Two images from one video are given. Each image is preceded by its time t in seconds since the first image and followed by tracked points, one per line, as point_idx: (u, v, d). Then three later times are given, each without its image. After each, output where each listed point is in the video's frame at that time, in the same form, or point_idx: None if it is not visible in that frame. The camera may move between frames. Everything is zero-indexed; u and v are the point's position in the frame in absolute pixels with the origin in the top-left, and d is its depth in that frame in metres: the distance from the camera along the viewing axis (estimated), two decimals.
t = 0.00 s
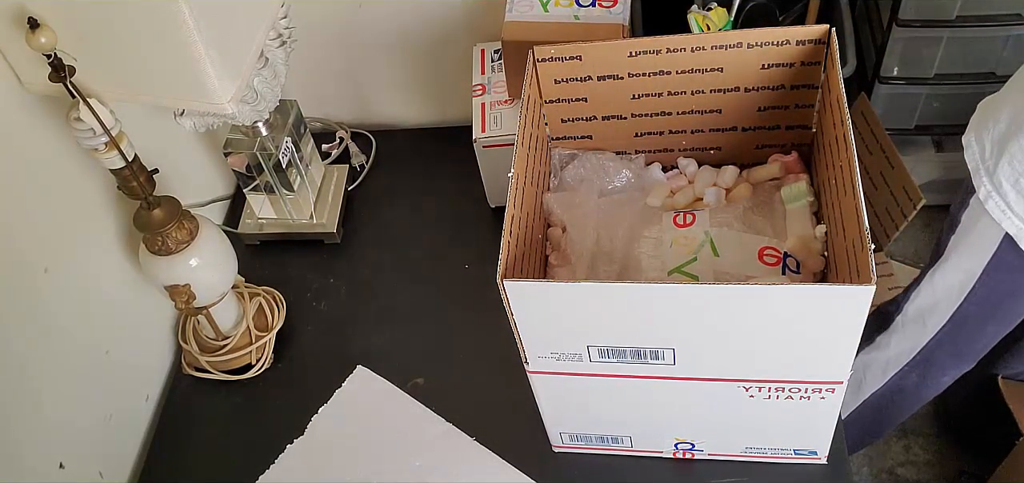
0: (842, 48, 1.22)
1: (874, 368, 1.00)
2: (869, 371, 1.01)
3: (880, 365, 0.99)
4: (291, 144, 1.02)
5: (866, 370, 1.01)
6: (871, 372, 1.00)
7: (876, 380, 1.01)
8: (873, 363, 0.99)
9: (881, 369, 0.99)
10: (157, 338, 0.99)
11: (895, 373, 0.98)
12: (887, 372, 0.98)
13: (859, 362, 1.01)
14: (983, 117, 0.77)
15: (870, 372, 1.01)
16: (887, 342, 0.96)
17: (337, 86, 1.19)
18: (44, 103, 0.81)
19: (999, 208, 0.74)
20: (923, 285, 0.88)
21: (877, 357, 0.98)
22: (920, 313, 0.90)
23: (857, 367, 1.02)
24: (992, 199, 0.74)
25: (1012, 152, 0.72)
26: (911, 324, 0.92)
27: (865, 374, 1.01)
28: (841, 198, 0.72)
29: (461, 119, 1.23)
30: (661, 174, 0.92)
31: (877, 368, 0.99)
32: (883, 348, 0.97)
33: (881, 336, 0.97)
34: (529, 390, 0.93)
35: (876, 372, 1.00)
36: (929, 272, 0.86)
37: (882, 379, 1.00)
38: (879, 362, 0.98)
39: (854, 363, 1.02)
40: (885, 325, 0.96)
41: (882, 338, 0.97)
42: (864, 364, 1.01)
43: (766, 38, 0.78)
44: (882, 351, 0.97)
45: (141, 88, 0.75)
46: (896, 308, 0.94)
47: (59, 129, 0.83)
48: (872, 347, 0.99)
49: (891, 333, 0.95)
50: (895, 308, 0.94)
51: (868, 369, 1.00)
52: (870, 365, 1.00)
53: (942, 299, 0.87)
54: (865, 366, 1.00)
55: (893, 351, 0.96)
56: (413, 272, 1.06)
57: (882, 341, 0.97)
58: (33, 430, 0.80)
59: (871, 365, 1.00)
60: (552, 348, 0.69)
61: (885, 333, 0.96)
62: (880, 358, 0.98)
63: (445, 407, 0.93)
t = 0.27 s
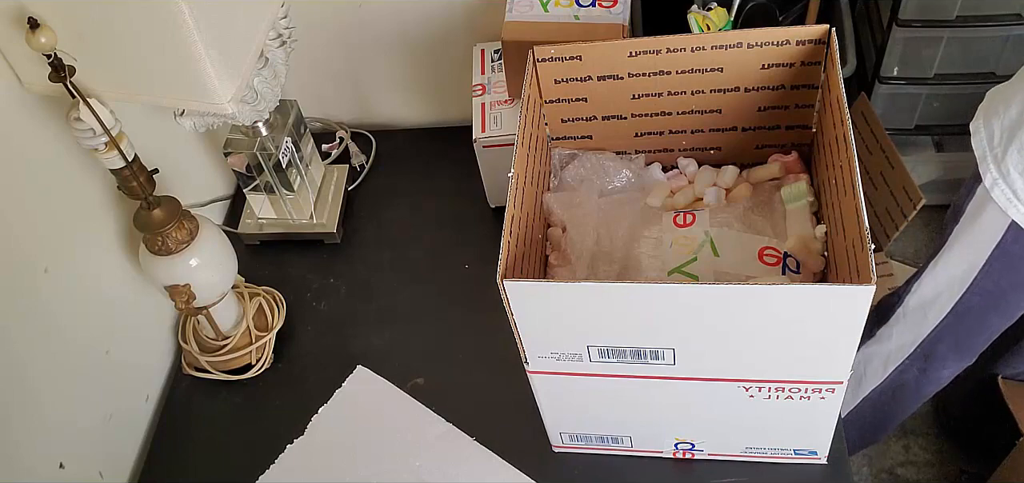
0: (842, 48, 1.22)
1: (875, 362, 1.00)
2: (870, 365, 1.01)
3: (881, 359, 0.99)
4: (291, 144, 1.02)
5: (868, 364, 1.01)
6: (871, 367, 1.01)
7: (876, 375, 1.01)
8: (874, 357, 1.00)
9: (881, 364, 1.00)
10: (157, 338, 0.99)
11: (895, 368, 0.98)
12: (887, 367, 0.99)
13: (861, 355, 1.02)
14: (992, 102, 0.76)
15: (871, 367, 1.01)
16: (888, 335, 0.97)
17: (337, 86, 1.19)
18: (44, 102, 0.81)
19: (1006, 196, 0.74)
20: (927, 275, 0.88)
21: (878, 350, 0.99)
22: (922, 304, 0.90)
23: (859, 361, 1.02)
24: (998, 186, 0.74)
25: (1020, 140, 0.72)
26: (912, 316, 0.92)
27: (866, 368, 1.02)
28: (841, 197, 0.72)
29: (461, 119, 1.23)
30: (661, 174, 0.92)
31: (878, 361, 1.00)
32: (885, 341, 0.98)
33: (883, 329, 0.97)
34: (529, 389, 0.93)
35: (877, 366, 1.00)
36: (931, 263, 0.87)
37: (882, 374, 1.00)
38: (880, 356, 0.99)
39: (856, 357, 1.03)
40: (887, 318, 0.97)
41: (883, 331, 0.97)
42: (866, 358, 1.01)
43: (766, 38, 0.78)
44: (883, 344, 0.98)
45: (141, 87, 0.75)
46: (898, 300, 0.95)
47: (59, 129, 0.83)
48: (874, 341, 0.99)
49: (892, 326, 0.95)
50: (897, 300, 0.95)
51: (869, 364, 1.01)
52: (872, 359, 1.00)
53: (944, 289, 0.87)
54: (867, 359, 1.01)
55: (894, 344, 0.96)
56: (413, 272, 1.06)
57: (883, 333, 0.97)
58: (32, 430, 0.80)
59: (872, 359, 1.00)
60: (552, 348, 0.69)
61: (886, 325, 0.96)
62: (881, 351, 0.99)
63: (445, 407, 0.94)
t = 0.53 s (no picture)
0: (842, 48, 1.22)
1: (877, 361, 1.00)
2: (872, 364, 1.01)
3: (883, 357, 0.99)
4: (291, 144, 1.02)
5: (869, 363, 1.01)
6: (873, 365, 1.01)
7: (878, 374, 1.01)
8: (875, 356, 1.00)
9: (883, 362, 1.00)
10: (157, 338, 0.99)
11: (898, 366, 0.98)
12: (890, 365, 0.99)
13: (862, 354, 1.01)
14: (1001, 97, 0.76)
15: (872, 365, 1.01)
16: (890, 334, 0.96)
17: (337, 86, 1.19)
18: (44, 103, 0.81)
19: (1012, 192, 0.74)
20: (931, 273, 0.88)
21: (880, 348, 0.98)
22: (925, 302, 0.90)
23: (860, 360, 1.02)
24: (1005, 182, 0.74)
25: None
26: (915, 314, 0.92)
27: (867, 367, 1.02)
28: (841, 197, 0.72)
29: (461, 119, 1.23)
30: (661, 174, 0.92)
31: (880, 360, 0.99)
32: (887, 340, 0.97)
33: (884, 327, 0.97)
34: (529, 390, 0.93)
35: (878, 365, 1.00)
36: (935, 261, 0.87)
37: (884, 372, 1.00)
38: (882, 354, 0.99)
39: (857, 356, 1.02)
40: (888, 315, 0.97)
41: (885, 330, 0.97)
42: (867, 356, 1.01)
43: (766, 38, 0.78)
44: (885, 342, 0.98)
45: (141, 88, 0.75)
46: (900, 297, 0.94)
47: (59, 129, 0.83)
48: (875, 339, 0.99)
49: (894, 324, 0.95)
50: (899, 298, 0.94)
51: (871, 362, 1.01)
52: (874, 358, 1.00)
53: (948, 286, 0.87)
54: (869, 358, 1.00)
55: (896, 342, 0.96)
56: (413, 272, 1.06)
57: (885, 331, 0.97)
58: (32, 430, 0.80)
59: (874, 357, 1.00)
60: (552, 348, 0.69)
61: (887, 324, 0.96)
62: (883, 350, 0.98)
63: (445, 407, 0.94)
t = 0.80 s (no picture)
0: (842, 48, 1.22)
1: (878, 361, 1.00)
2: (873, 365, 1.01)
3: (884, 357, 0.99)
4: (291, 144, 1.02)
5: (870, 364, 1.01)
6: (874, 365, 1.00)
7: (880, 374, 1.01)
8: (877, 356, 0.99)
9: (885, 363, 0.99)
10: (157, 338, 0.99)
11: (900, 366, 0.98)
12: (892, 365, 0.99)
13: (863, 355, 1.01)
14: (1005, 98, 0.76)
15: (873, 366, 1.01)
16: (892, 334, 0.96)
17: (337, 86, 1.19)
18: (44, 103, 0.81)
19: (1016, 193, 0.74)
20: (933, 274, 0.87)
21: (881, 349, 0.98)
22: (928, 303, 0.90)
23: (860, 361, 1.02)
24: (1010, 183, 0.74)
25: None
26: (917, 314, 0.92)
27: (868, 368, 1.01)
28: (841, 197, 0.72)
29: (461, 119, 1.23)
30: (661, 174, 0.92)
31: (881, 360, 0.99)
32: (888, 341, 0.97)
33: (885, 328, 0.97)
34: (529, 390, 0.93)
35: (880, 366, 1.00)
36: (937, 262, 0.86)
37: (886, 373, 1.00)
38: (884, 355, 0.98)
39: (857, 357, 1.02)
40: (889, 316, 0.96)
41: (887, 330, 0.97)
42: (868, 357, 1.01)
43: (766, 38, 0.78)
44: (886, 343, 0.97)
45: (141, 88, 0.75)
46: (902, 297, 0.94)
47: (59, 129, 0.83)
48: (877, 340, 0.98)
49: (896, 325, 0.95)
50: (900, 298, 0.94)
51: (872, 363, 1.01)
52: (875, 358, 1.00)
53: (951, 287, 0.87)
54: (870, 359, 1.00)
55: (897, 343, 0.96)
56: (413, 272, 1.06)
57: (886, 332, 0.97)
58: (32, 430, 0.80)
59: (875, 358, 1.00)
60: (552, 348, 0.69)
61: (889, 325, 0.96)
62: (884, 350, 0.98)
63: (445, 407, 0.94)
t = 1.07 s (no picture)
0: (842, 48, 1.22)
1: (880, 363, 1.00)
2: (875, 366, 1.01)
3: (886, 359, 0.99)
4: (291, 144, 1.02)
5: (872, 365, 1.01)
6: (876, 367, 1.01)
7: (881, 376, 1.01)
8: (879, 358, 0.99)
9: (886, 365, 1.00)
10: (157, 338, 0.99)
11: (902, 368, 0.98)
12: (893, 367, 0.99)
13: (865, 357, 1.01)
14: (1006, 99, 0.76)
15: (875, 368, 1.01)
16: (894, 336, 0.96)
17: (338, 86, 1.19)
18: (44, 102, 0.81)
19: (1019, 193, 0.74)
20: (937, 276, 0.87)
21: (883, 351, 0.98)
22: (931, 305, 0.90)
23: (862, 363, 1.02)
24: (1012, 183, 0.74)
25: None
26: (919, 316, 0.92)
27: (870, 369, 1.01)
28: (841, 197, 0.72)
29: (461, 119, 1.23)
30: (661, 175, 0.92)
31: (883, 362, 0.99)
32: (890, 342, 0.97)
33: (888, 329, 0.97)
34: (528, 390, 0.93)
35: (881, 368, 1.00)
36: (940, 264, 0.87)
37: (888, 374, 1.00)
38: (886, 356, 0.98)
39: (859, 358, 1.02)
40: (892, 318, 0.97)
41: (889, 332, 0.97)
42: (870, 358, 1.01)
43: (766, 38, 0.78)
44: (888, 344, 0.97)
45: (141, 88, 0.75)
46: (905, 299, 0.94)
47: (59, 129, 0.83)
48: (879, 341, 0.98)
49: (898, 326, 0.95)
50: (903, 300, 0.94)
51: (874, 365, 1.01)
52: (876, 360, 1.00)
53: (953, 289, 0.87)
54: (871, 361, 1.00)
55: (899, 345, 0.96)
56: (413, 272, 1.06)
57: (888, 334, 0.97)
58: (32, 430, 0.80)
59: (876, 359, 1.00)
60: (552, 348, 0.69)
61: (891, 326, 0.96)
62: (886, 352, 0.98)
63: (445, 407, 0.94)
